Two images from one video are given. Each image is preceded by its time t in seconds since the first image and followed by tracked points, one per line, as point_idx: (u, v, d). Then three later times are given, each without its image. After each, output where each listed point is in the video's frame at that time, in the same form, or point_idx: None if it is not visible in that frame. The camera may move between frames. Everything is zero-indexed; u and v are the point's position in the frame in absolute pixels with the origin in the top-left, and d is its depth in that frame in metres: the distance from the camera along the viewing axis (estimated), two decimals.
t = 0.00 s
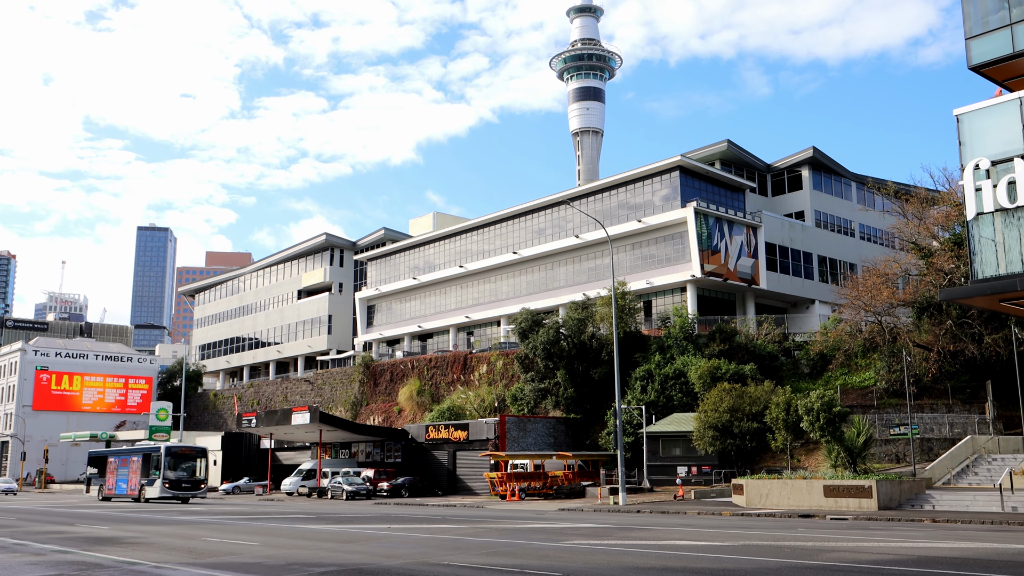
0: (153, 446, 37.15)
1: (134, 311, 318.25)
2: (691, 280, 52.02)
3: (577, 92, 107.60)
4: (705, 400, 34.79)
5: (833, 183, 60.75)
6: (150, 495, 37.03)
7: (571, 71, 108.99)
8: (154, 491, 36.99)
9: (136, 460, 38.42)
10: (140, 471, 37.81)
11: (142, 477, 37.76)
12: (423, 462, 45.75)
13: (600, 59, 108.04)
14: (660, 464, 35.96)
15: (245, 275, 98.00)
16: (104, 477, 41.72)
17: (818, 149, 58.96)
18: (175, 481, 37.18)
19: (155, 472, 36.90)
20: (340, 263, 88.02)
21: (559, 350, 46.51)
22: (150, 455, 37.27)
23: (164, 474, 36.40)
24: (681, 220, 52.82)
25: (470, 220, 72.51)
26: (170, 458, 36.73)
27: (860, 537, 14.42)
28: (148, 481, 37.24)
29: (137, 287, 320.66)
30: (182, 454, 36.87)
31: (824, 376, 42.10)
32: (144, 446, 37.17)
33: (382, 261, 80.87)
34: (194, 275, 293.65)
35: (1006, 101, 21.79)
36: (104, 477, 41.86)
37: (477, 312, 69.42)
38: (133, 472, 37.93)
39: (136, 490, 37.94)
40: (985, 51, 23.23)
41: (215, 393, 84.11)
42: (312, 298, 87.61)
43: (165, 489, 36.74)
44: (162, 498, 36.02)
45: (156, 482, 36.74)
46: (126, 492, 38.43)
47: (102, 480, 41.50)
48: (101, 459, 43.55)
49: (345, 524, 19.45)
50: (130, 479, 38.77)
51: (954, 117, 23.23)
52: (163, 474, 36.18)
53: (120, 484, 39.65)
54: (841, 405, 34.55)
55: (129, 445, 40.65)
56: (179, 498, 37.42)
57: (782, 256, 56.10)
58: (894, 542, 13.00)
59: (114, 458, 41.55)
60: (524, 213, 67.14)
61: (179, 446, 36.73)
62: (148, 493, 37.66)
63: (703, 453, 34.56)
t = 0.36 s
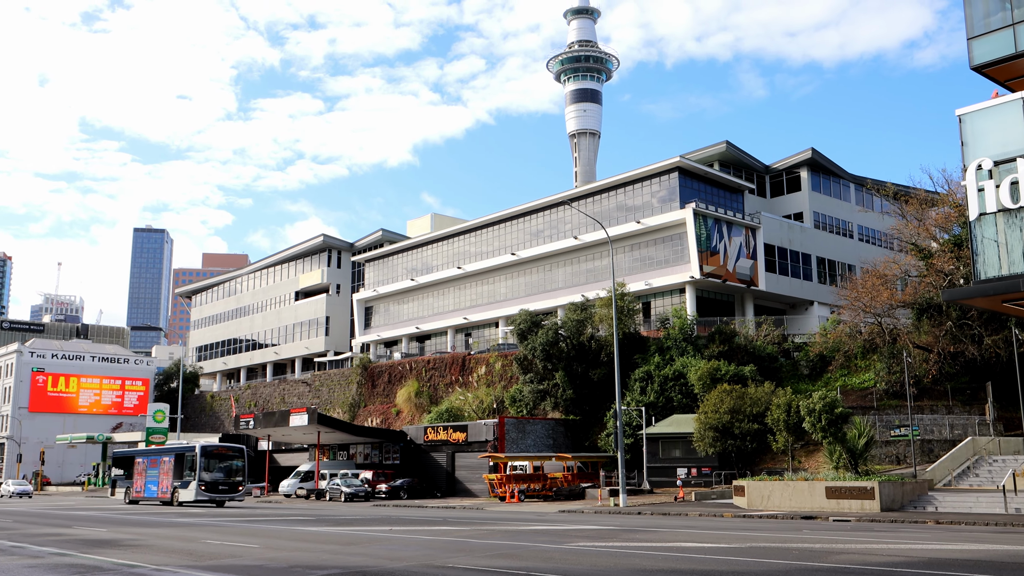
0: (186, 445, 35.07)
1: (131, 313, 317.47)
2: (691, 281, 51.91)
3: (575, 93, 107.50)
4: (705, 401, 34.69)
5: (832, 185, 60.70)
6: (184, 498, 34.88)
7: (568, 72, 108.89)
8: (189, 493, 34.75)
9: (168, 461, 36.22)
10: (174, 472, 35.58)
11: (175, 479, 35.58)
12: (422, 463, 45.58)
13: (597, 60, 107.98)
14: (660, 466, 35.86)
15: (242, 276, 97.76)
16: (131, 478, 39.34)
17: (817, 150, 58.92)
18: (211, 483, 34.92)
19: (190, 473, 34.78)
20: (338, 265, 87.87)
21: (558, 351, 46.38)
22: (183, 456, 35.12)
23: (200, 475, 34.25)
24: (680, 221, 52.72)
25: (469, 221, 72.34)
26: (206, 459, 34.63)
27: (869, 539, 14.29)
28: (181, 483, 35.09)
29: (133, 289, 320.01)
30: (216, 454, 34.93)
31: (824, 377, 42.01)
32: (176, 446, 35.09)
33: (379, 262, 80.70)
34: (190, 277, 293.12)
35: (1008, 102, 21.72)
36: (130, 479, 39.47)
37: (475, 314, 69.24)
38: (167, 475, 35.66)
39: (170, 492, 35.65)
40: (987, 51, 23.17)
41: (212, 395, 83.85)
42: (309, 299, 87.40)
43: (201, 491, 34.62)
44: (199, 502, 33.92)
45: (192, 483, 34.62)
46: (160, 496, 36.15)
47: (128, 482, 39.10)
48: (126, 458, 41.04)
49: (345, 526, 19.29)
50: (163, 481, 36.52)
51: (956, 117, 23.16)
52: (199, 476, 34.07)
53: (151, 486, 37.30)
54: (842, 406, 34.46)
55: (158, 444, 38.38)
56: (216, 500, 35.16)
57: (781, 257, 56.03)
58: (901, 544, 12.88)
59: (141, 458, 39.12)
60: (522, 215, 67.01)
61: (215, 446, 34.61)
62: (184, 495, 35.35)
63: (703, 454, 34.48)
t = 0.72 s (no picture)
0: (226, 443, 32.67)
1: (126, 314, 316.60)
2: (690, 283, 51.82)
3: (571, 95, 107.47)
4: (704, 403, 34.59)
5: (830, 186, 60.71)
6: (224, 501, 32.18)
7: (564, 74, 108.85)
8: (229, 496, 32.10)
9: (206, 461, 33.69)
10: (212, 473, 33.04)
11: (213, 480, 32.93)
12: (419, 465, 45.45)
13: (593, 62, 107.96)
14: (659, 467, 35.75)
15: (238, 278, 97.54)
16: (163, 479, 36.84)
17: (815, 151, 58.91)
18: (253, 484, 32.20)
19: (231, 474, 32.22)
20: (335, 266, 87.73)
21: (556, 352, 46.21)
22: (224, 455, 32.62)
23: (242, 475, 31.68)
24: (679, 222, 52.63)
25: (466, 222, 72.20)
26: (249, 458, 32.08)
27: (876, 541, 14.19)
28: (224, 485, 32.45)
29: (129, 290, 319.21)
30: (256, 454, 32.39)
31: (823, 379, 41.96)
32: (215, 444, 32.74)
33: (376, 263, 80.52)
34: (186, 279, 292.46)
35: (1010, 103, 21.67)
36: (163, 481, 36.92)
37: (472, 315, 69.07)
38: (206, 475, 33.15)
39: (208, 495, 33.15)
40: (989, 52, 23.11)
41: (208, 396, 83.60)
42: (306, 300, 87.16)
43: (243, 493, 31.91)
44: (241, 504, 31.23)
45: (233, 485, 31.99)
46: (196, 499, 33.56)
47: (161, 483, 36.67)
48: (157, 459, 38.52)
49: (346, 529, 19.12)
50: (199, 482, 34.00)
51: (958, 118, 23.10)
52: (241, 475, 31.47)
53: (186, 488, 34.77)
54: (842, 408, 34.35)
55: (192, 444, 36.01)
56: (258, 503, 32.24)
57: (779, 259, 55.99)
58: (907, 547, 12.78)
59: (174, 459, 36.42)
60: (520, 216, 66.87)
61: (256, 444, 32.10)
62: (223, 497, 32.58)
63: (702, 457, 34.39)
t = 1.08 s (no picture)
0: (275, 442, 29.81)
1: (122, 316, 315.98)
2: (689, 284, 51.76)
3: (569, 97, 107.44)
4: (705, 405, 34.53)
5: (830, 188, 60.69)
6: (275, 504, 29.27)
7: (561, 76, 108.79)
8: (280, 499, 29.22)
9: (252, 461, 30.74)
10: (260, 473, 30.19)
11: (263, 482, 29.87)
12: (418, 467, 45.29)
13: (591, 64, 107.94)
14: (660, 469, 35.65)
15: (236, 279, 97.32)
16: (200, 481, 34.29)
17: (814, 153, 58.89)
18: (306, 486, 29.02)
19: (281, 475, 29.31)
20: (333, 267, 87.60)
21: (556, 354, 46.03)
22: (274, 455, 29.68)
23: (294, 476, 28.64)
24: (679, 223, 52.56)
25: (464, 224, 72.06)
26: (300, 457, 29.08)
27: (886, 544, 14.05)
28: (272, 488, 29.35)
29: (126, 291, 318.46)
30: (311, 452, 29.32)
31: (823, 381, 41.88)
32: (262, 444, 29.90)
33: (374, 265, 80.35)
34: (184, 280, 292.06)
35: (1014, 103, 21.58)
36: (201, 482, 34.29)
37: (471, 317, 68.92)
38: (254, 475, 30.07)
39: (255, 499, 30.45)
40: (993, 52, 23.04)
41: (205, 397, 83.41)
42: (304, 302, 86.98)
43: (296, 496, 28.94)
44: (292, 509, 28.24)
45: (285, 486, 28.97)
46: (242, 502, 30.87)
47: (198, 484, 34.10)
48: (193, 458, 35.84)
49: (348, 530, 18.99)
50: (243, 484, 31.30)
51: (962, 118, 23.04)
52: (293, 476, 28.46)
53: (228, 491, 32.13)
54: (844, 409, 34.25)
55: (234, 443, 33.38)
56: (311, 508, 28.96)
57: (779, 260, 55.96)
58: (917, 549, 12.68)
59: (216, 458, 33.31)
60: (519, 217, 66.77)
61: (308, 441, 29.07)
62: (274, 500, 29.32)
63: (702, 458, 34.29)
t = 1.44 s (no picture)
0: (335, 442, 28.12)
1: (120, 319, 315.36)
2: (690, 286, 51.67)
3: (566, 99, 107.43)
4: (707, 407, 34.42)
5: (830, 190, 60.67)
6: (337, 509, 27.33)
7: (559, 78, 108.78)
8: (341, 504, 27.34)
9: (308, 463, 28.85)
10: (319, 475, 28.27)
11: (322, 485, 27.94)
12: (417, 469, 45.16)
13: (589, 66, 107.95)
14: (661, 472, 35.49)
15: (234, 281, 97.08)
16: (247, 483, 31.88)
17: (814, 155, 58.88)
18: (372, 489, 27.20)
19: (344, 478, 27.49)
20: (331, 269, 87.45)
21: (556, 356, 45.90)
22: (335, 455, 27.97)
23: (362, 478, 26.92)
24: (679, 225, 52.49)
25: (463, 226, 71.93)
26: (364, 457, 27.36)
27: (897, 547, 13.96)
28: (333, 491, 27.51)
29: (123, 294, 317.94)
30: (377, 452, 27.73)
31: (824, 383, 41.80)
32: (322, 443, 28.08)
33: (373, 267, 80.22)
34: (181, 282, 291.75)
35: (1019, 103, 21.50)
36: (248, 485, 31.88)
37: (470, 319, 68.76)
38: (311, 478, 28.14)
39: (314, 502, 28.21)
40: (999, 52, 22.94)
41: (203, 400, 83.23)
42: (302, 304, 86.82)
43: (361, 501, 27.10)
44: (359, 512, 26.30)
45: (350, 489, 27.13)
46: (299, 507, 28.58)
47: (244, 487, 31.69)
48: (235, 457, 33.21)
49: (351, 534, 18.86)
50: (298, 487, 29.14)
51: (966, 119, 22.95)
52: (361, 478, 26.74)
53: (280, 495, 29.82)
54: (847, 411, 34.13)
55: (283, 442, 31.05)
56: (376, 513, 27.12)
57: (779, 262, 55.90)
58: (927, 552, 12.62)
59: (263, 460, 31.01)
60: (518, 219, 66.64)
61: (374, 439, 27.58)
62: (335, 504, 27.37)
63: (704, 460, 34.18)
